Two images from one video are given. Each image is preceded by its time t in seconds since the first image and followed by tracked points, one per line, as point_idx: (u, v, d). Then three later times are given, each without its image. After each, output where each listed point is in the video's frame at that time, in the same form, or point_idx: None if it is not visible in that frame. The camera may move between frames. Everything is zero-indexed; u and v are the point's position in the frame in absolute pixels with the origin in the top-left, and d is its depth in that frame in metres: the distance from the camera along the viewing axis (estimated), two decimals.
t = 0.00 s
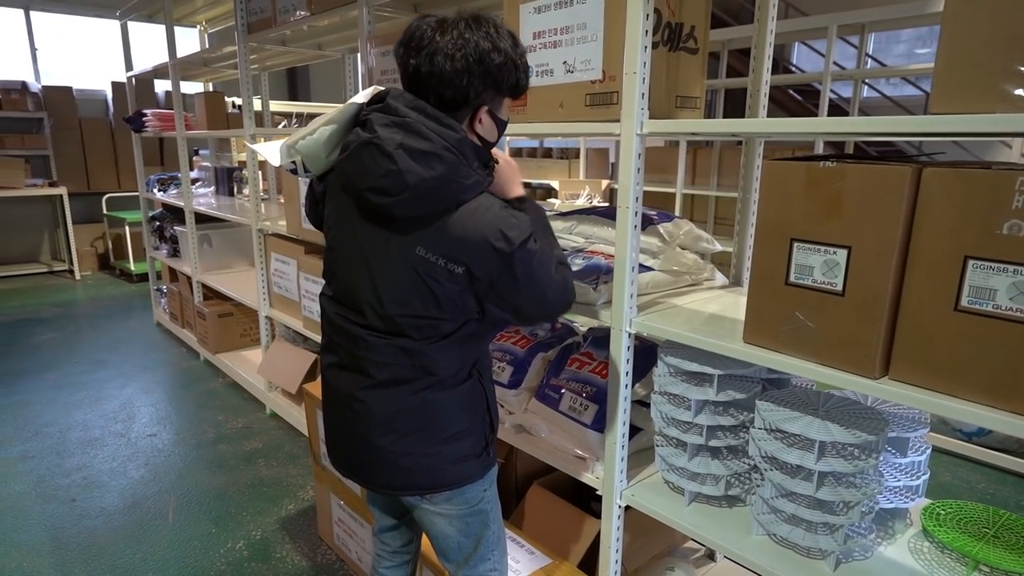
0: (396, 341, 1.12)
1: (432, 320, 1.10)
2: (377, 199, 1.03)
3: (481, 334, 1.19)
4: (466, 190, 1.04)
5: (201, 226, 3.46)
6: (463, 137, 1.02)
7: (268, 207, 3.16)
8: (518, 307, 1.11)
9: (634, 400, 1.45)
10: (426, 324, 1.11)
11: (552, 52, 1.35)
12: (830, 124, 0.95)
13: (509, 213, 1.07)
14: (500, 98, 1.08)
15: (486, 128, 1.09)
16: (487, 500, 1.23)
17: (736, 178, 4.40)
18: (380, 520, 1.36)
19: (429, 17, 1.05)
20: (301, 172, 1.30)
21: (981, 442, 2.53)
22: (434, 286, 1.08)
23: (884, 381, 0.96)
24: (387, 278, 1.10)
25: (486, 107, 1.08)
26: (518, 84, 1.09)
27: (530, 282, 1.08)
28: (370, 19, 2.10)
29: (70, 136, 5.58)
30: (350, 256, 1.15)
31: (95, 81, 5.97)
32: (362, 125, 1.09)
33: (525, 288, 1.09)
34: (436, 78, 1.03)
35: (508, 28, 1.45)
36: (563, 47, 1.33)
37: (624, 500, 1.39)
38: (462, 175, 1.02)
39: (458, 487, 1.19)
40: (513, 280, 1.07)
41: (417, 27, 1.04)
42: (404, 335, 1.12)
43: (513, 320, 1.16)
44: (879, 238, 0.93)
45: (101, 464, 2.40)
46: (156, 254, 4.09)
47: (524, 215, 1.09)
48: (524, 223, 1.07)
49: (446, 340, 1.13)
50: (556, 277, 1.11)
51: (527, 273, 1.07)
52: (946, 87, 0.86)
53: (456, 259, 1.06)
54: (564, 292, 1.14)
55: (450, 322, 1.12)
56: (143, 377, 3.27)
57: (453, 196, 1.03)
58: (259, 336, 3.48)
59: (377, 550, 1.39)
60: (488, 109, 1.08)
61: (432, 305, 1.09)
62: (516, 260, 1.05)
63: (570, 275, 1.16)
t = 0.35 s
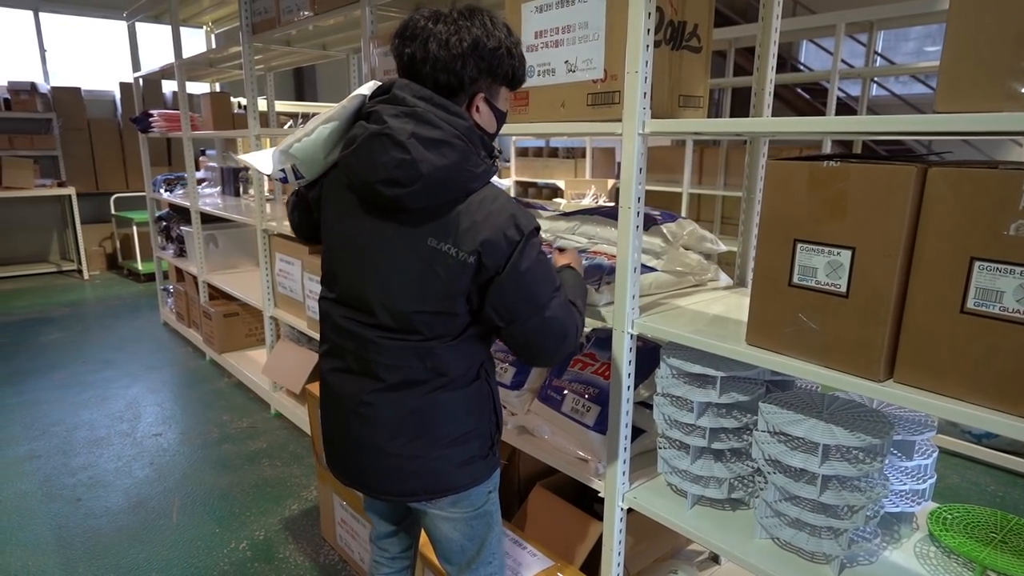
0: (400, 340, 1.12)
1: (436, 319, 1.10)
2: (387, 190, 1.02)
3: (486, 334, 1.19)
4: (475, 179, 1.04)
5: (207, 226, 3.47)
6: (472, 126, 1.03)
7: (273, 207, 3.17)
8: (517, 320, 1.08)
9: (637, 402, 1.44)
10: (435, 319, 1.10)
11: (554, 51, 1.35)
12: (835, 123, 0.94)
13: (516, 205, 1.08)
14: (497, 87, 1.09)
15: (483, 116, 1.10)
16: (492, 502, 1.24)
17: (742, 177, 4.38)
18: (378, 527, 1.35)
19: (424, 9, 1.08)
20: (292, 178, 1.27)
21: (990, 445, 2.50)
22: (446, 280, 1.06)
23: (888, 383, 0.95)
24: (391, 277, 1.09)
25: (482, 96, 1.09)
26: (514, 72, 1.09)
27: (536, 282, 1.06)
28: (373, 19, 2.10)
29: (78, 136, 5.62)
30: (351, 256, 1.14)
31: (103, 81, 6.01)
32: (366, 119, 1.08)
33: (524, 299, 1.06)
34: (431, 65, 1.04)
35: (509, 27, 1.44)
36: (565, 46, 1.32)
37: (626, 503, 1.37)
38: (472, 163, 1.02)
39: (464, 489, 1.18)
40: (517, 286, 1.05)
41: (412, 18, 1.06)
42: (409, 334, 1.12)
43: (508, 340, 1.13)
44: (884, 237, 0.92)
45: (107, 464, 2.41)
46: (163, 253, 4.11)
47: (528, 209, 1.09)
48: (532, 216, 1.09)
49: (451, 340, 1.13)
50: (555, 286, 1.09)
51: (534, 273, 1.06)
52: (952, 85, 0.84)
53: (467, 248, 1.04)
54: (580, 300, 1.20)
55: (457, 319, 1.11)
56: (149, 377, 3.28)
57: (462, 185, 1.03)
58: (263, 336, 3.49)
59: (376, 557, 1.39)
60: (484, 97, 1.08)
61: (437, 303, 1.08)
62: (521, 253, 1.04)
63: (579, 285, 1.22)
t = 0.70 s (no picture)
0: (402, 338, 1.10)
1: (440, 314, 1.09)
2: (423, 190, 0.99)
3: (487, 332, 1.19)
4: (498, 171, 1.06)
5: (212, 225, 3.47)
6: (493, 119, 1.04)
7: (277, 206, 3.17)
8: (559, 283, 1.19)
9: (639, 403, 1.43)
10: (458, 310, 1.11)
11: (556, 49, 1.33)
12: (839, 121, 0.94)
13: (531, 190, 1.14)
14: (494, 75, 1.11)
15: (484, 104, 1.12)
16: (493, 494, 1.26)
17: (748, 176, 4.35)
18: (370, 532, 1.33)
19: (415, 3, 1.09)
20: (288, 181, 1.19)
21: (999, 448, 2.47)
22: (480, 268, 1.10)
23: (893, 386, 0.93)
24: (397, 276, 1.08)
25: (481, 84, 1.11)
26: (509, 60, 1.12)
27: (560, 252, 1.16)
28: (376, 17, 2.09)
29: (86, 135, 5.65)
30: (349, 256, 1.12)
31: (110, 81, 6.03)
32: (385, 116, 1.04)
33: (559, 259, 1.16)
34: (433, 58, 1.05)
35: (511, 25, 1.43)
36: (567, 45, 1.31)
37: (628, 505, 1.36)
38: (498, 156, 1.04)
39: (469, 486, 1.20)
40: (547, 251, 1.14)
41: (407, 11, 1.07)
42: (411, 331, 1.10)
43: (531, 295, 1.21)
44: (888, 238, 0.90)
45: (110, 462, 2.42)
46: (168, 252, 4.12)
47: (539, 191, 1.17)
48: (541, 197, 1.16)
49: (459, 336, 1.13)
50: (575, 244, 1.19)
51: (556, 245, 1.15)
52: (958, 82, 0.82)
53: (500, 238, 1.09)
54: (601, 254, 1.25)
55: (471, 308, 1.13)
56: (154, 376, 3.29)
57: (489, 180, 1.03)
58: (267, 335, 3.49)
59: (368, 563, 1.36)
60: (484, 87, 1.10)
61: (442, 298, 1.08)
62: (547, 233, 1.13)
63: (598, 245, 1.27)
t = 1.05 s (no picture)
0: (405, 331, 1.12)
1: (443, 305, 1.11)
2: (476, 180, 1.02)
3: (488, 325, 1.20)
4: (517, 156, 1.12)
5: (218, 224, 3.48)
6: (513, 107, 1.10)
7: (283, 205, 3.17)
8: (576, 261, 1.25)
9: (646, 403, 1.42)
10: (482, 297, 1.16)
11: (562, 47, 1.32)
12: (849, 119, 0.92)
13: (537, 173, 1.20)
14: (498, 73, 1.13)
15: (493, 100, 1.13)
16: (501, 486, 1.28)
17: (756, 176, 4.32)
18: (369, 537, 1.31)
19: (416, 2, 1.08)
20: (305, 191, 1.05)
21: (1009, 451, 2.44)
22: (512, 249, 1.15)
23: (904, 388, 0.92)
24: (404, 269, 1.09)
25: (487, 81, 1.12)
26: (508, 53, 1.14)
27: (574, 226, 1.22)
28: (382, 16, 2.08)
29: (93, 134, 5.68)
30: (351, 251, 1.11)
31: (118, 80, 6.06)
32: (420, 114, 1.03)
33: (570, 239, 1.22)
34: (443, 55, 1.06)
35: (517, 23, 1.41)
36: (573, 42, 1.29)
37: (634, 507, 1.35)
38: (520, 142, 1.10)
39: (482, 478, 1.23)
40: (561, 224, 1.20)
41: (410, 10, 1.05)
42: (416, 321, 1.12)
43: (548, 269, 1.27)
44: (900, 239, 0.89)
45: (116, 460, 2.42)
46: (175, 251, 4.13)
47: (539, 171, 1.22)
48: (546, 178, 1.22)
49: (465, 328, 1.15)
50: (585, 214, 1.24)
51: (569, 220, 1.21)
52: (971, 81, 0.81)
53: (528, 218, 1.16)
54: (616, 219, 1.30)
55: (482, 296, 1.16)
56: (160, 374, 3.30)
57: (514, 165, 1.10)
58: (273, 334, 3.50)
59: (368, 568, 1.35)
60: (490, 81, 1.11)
61: (449, 289, 1.11)
62: (563, 213, 1.20)
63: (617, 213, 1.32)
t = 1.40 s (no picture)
0: (412, 331, 1.12)
1: (449, 302, 1.11)
2: (485, 174, 1.02)
3: (495, 321, 1.21)
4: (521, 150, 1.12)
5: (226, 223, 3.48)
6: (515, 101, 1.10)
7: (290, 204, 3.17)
8: (578, 257, 1.25)
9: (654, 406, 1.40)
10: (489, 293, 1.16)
11: (572, 46, 1.31)
12: (864, 119, 0.91)
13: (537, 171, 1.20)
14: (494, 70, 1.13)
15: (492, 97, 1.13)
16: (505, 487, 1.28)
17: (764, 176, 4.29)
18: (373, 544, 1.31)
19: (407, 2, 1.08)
20: (312, 194, 1.01)
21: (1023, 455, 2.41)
22: (517, 245, 1.16)
23: (919, 393, 0.90)
24: (411, 267, 1.09)
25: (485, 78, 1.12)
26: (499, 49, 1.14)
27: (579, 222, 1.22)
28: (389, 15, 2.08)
29: (102, 134, 5.70)
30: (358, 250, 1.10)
31: (127, 79, 6.08)
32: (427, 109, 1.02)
33: (576, 238, 1.22)
34: (441, 53, 1.06)
35: (526, 22, 1.40)
36: (583, 41, 1.28)
37: (643, 511, 1.33)
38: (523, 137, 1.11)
39: (489, 478, 1.22)
40: (560, 220, 1.20)
41: (402, 11, 1.06)
42: (422, 319, 1.12)
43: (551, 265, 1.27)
44: (916, 241, 0.87)
45: (124, 460, 2.43)
46: (182, 251, 4.14)
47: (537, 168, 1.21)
48: (546, 173, 1.22)
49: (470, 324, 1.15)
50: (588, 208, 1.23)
51: (572, 216, 1.21)
52: (991, 79, 0.80)
53: (532, 211, 1.16)
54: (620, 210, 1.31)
55: (486, 292, 1.16)
56: (168, 373, 3.31)
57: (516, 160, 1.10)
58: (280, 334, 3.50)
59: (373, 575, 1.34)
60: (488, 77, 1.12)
61: (455, 287, 1.11)
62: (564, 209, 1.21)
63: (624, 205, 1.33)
